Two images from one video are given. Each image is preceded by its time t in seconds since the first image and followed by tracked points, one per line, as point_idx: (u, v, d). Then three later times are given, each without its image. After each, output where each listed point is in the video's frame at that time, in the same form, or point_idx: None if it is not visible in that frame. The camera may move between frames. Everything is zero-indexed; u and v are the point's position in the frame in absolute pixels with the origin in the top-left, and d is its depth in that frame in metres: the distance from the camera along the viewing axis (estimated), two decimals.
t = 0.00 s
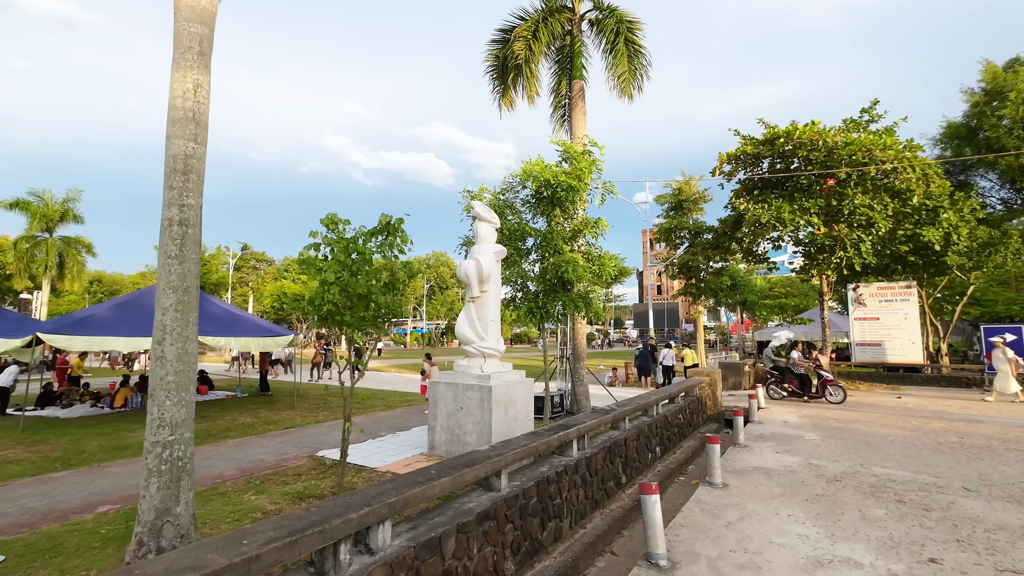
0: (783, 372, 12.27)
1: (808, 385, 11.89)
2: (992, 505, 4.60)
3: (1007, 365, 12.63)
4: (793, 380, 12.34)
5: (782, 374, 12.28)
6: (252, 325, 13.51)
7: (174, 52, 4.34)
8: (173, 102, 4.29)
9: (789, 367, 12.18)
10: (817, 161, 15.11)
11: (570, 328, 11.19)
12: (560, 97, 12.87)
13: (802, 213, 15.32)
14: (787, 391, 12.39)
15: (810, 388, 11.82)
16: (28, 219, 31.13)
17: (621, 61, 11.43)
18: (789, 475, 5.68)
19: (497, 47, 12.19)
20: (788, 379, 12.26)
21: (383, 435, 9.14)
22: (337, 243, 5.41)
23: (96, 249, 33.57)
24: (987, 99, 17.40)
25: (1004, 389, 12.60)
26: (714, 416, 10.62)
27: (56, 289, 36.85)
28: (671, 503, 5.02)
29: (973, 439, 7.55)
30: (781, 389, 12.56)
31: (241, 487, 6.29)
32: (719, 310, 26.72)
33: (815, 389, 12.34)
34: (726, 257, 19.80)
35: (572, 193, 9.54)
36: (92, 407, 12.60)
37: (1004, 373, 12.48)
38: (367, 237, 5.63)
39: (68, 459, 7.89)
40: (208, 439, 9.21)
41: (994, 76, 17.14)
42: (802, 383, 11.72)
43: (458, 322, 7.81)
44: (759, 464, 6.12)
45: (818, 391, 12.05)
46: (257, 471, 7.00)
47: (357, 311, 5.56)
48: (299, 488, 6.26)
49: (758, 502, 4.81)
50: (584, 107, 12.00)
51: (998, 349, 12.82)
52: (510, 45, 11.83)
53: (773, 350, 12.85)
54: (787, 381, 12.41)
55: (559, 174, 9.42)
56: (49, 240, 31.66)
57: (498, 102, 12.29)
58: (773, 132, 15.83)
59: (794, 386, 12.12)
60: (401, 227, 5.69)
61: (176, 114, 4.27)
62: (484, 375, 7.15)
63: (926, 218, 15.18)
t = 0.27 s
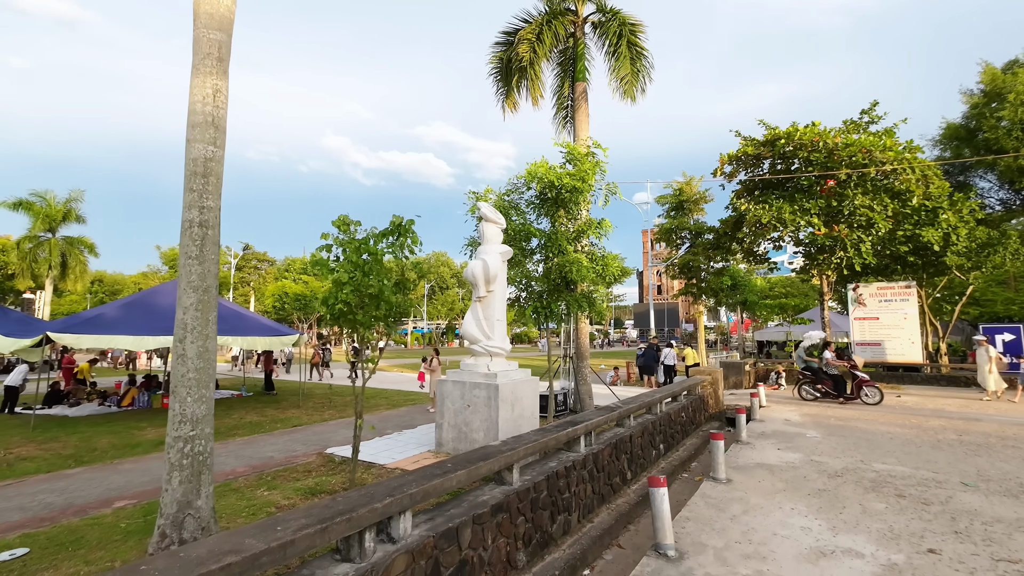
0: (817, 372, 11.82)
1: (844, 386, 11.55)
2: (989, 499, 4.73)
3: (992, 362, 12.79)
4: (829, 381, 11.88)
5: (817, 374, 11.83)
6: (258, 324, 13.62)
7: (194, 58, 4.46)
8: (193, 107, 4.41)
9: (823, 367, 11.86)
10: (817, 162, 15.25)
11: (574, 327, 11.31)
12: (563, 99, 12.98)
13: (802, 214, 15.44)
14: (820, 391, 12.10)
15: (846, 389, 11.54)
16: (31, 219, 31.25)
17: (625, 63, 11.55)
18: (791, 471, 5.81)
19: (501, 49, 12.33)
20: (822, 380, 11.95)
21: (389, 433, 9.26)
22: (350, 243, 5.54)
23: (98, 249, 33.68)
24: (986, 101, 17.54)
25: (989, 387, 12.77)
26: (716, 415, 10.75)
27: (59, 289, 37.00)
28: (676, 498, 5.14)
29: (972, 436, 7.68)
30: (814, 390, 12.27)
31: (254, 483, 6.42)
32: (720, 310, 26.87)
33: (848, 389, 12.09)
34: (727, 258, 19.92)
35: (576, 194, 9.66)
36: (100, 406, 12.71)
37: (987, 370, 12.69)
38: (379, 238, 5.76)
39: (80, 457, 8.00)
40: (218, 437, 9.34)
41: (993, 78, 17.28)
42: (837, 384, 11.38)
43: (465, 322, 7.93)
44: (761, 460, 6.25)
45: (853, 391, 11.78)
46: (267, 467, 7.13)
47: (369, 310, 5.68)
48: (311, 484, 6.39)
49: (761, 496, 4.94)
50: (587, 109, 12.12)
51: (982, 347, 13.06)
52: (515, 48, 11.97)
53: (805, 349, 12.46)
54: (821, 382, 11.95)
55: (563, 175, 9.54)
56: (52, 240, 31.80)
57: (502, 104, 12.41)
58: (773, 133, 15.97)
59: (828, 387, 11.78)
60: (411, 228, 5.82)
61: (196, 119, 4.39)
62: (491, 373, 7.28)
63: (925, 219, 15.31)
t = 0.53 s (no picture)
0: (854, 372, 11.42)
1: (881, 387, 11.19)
2: (986, 494, 4.85)
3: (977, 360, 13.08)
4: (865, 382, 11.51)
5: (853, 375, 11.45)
6: (263, 324, 13.75)
7: (212, 64, 4.59)
8: (211, 111, 4.54)
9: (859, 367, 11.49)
10: (817, 163, 15.38)
11: (577, 327, 11.43)
12: (566, 101, 13.10)
13: (803, 214, 15.57)
14: (855, 391, 11.78)
15: (883, 390, 11.23)
16: (34, 219, 31.34)
17: (626, 66, 11.67)
18: (792, 467, 5.93)
19: (505, 51, 12.45)
20: (857, 380, 11.62)
21: (395, 431, 9.37)
22: (361, 245, 5.66)
23: (100, 249, 33.82)
24: (984, 102, 17.66)
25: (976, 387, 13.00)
26: (718, 413, 10.87)
27: (61, 289, 37.12)
28: (680, 493, 5.26)
29: (969, 434, 7.81)
30: (848, 389, 11.95)
31: (265, 479, 6.55)
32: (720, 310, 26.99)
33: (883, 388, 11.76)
34: (727, 258, 20.03)
35: (580, 196, 9.79)
36: (106, 405, 12.82)
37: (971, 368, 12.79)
38: (389, 239, 5.89)
39: (91, 454, 8.12)
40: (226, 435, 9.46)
41: (992, 80, 17.39)
42: (876, 386, 11.03)
43: (471, 321, 8.06)
44: (763, 457, 6.37)
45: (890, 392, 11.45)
46: (277, 464, 7.25)
47: (380, 310, 5.81)
48: (321, 480, 6.51)
49: (763, 491, 5.06)
50: (589, 111, 12.24)
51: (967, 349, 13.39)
52: (518, 50, 12.10)
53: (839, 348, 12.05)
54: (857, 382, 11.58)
55: (567, 177, 9.67)
56: (54, 240, 31.91)
57: (505, 106, 12.53)
58: (773, 134, 16.10)
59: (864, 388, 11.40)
60: (421, 229, 5.95)
61: (214, 123, 4.52)
62: (496, 372, 7.40)
63: (924, 220, 15.43)
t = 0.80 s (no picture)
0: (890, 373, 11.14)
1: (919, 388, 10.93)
2: (980, 489, 4.98)
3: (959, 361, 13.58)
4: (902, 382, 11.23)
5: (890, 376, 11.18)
6: (267, 324, 13.87)
7: (226, 71, 4.72)
8: (226, 117, 4.67)
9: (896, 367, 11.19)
10: (816, 164, 15.51)
11: (578, 326, 11.56)
12: (567, 102, 13.22)
13: (802, 215, 15.69)
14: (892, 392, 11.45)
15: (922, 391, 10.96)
16: (36, 219, 31.42)
17: (627, 68, 11.79)
18: (791, 464, 6.05)
19: (507, 54, 12.57)
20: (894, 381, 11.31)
21: (399, 430, 9.49)
22: (369, 246, 5.79)
23: (103, 249, 33.96)
24: (982, 103, 17.78)
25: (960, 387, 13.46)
26: (718, 412, 11.00)
27: (63, 289, 37.22)
28: (681, 489, 5.38)
29: (966, 432, 7.93)
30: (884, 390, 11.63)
31: (274, 476, 6.67)
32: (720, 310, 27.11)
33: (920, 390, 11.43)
34: (727, 258, 20.15)
35: (582, 197, 9.93)
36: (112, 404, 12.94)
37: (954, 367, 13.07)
38: (396, 241, 6.01)
39: (101, 451, 8.26)
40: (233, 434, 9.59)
41: (990, 81, 17.51)
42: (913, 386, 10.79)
43: (475, 321, 8.17)
44: (762, 454, 6.50)
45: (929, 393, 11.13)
46: (285, 461, 7.38)
47: (388, 310, 5.93)
48: (329, 477, 6.64)
49: (762, 487, 5.19)
50: (590, 113, 12.36)
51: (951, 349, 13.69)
52: (520, 52, 12.22)
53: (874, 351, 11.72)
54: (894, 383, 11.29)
55: (569, 178, 9.79)
56: (56, 240, 32.00)
57: (507, 107, 12.65)
58: (773, 136, 16.24)
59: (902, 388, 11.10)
60: (428, 230, 6.08)
61: (228, 128, 4.65)
62: (500, 371, 7.53)
63: (922, 220, 15.55)
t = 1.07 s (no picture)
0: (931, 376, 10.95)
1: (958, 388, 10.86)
2: (971, 484, 5.13)
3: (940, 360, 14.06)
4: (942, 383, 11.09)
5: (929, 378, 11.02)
6: (271, 324, 14.01)
7: (239, 78, 4.87)
8: (239, 123, 4.82)
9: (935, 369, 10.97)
10: (814, 165, 15.68)
11: (579, 326, 11.70)
12: (567, 104, 13.37)
13: (800, 216, 15.81)
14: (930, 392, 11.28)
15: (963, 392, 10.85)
16: (38, 219, 31.52)
17: (628, 71, 11.93)
18: (788, 460, 6.21)
19: (508, 56, 12.71)
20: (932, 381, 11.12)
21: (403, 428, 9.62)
22: (376, 247, 5.93)
23: (104, 249, 34.05)
24: (979, 105, 17.95)
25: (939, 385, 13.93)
26: (717, 411, 11.14)
27: (64, 289, 37.32)
28: (681, 484, 5.53)
29: (960, 430, 8.09)
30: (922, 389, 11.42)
31: (282, 472, 6.82)
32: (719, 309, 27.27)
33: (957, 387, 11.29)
34: (727, 258, 20.29)
35: (583, 198, 10.07)
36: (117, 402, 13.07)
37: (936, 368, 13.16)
38: (402, 242, 6.15)
39: (111, 449, 8.40)
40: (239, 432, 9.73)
41: (987, 83, 17.66)
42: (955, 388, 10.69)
43: (479, 321, 8.31)
44: (760, 451, 6.65)
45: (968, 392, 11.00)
46: (293, 458, 7.53)
47: (394, 310, 6.08)
48: (336, 473, 6.78)
49: (760, 481, 5.34)
50: (591, 115, 12.51)
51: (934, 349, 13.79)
52: (522, 55, 12.36)
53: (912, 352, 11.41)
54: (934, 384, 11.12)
55: (570, 180, 9.92)
56: (58, 240, 32.10)
57: (508, 109, 12.79)
58: (771, 137, 16.41)
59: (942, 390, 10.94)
60: (433, 232, 6.22)
61: (242, 134, 4.79)
62: (503, 369, 7.67)
63: (919, 221, 15.71)
